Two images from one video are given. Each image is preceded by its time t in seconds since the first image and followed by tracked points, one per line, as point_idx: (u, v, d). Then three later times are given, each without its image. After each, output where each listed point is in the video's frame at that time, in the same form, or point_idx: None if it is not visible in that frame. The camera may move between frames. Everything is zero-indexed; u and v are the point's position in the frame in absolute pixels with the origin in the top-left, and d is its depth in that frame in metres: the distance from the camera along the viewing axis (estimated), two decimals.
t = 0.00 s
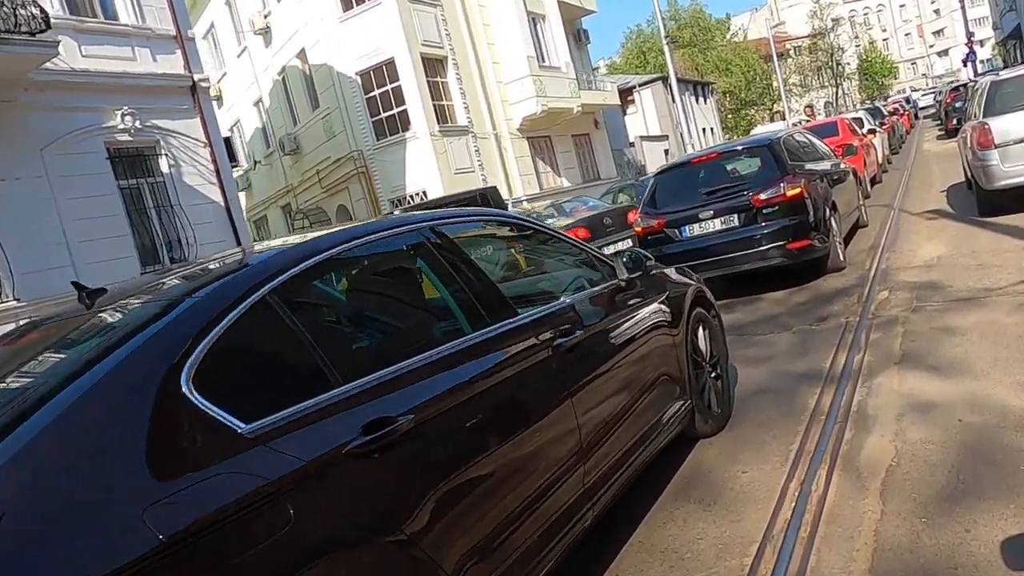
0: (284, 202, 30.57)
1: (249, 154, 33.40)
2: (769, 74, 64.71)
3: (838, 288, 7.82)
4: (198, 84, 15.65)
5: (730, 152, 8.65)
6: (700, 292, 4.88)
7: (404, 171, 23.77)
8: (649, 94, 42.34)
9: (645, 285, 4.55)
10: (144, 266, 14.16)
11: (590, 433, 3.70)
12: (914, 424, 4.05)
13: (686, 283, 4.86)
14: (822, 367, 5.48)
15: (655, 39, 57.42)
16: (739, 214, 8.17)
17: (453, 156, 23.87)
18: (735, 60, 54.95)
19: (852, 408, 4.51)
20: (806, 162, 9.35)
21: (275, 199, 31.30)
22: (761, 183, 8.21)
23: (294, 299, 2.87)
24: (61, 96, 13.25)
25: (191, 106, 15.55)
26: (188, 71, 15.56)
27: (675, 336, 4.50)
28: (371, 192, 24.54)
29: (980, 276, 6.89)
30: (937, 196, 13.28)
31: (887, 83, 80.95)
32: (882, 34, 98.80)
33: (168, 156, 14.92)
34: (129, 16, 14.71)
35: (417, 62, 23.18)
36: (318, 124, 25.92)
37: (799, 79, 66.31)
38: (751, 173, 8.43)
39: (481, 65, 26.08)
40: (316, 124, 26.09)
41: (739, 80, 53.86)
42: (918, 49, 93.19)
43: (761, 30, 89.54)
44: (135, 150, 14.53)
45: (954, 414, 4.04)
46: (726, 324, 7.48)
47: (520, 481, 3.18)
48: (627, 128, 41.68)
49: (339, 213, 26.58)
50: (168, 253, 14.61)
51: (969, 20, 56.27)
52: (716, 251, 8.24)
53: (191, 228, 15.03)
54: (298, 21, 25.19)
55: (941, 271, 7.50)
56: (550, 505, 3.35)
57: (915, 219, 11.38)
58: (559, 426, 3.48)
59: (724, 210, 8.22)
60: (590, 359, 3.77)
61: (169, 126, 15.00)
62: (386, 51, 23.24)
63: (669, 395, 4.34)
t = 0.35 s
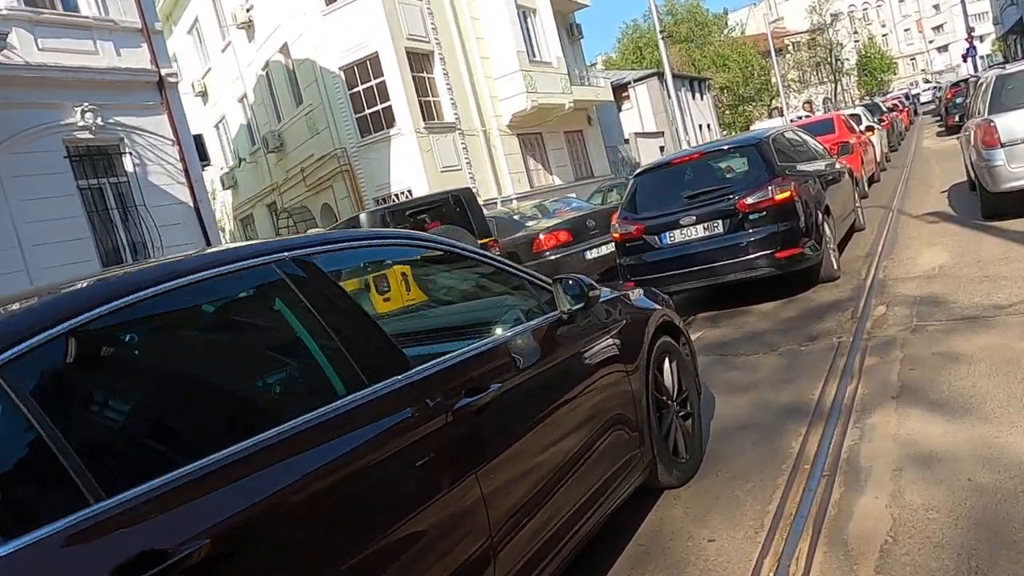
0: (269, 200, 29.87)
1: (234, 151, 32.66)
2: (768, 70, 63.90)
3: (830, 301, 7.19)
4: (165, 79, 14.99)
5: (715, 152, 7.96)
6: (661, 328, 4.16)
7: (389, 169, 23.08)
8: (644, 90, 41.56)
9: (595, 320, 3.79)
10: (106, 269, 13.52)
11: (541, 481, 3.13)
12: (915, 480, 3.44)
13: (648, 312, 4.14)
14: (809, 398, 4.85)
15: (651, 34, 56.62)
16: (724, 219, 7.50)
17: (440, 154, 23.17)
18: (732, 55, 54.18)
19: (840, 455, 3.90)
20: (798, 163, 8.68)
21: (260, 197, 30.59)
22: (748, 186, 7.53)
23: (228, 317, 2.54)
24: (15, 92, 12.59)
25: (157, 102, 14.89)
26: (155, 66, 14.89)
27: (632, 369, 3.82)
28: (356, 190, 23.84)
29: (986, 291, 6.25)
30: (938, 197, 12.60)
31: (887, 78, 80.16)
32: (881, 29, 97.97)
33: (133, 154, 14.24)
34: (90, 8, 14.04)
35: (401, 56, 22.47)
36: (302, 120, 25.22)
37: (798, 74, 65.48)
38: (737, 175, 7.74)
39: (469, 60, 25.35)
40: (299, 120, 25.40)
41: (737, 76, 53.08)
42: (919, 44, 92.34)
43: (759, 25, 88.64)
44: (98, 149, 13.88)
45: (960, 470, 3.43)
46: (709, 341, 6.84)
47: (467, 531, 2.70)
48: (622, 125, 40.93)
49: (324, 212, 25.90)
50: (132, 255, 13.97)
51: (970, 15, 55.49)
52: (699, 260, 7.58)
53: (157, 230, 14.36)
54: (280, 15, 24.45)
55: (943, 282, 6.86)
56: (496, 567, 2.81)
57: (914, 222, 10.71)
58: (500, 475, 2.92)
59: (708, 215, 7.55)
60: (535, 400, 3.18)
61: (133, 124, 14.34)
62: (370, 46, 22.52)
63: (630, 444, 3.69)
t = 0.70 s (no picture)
0: (257, 197, 29.26)
1: (222, 148, 32.04)
2: (768, 65, 63.13)
3: (819, 323, 6.59)
4: (133, 74, 14.39)
5: (697, 157, 7.36)
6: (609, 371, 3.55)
7: (376, 168, 22.45)
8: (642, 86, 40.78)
9: (522, 379, 3.09)
10: (68, 274, 12.95)
11: (480, 546, 2.61)
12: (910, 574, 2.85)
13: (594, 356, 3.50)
14: (789, 445, 4.26)
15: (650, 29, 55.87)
16: (705, 231, 6.89)
17: (427, 152, 22.53)
18: (732, 51, 53.43)
19: (820, 528, 3.31)
20: (788, 169, 8.06)
21: (248, 194, 30.00)
22: (731, 195, 6.92)
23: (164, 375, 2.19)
24: None
25: (124, 99, 14.30)
26: (123, 60, 14.29)
27: (570, 426, 3.18)
28: (342, 189, 23.22)
29: (991, 315, 5.63)
30: (939, 202, 11.97)
31: (889, 74, 79.35)
32: (884, 25, 97.10)
33: (98, 153, 13.62)
34: None
35: (387, 51, 21.80)
36: (287, 116, 24.60)
37: (799, 70, 64.70)
38: (721, 181, 7.12)
39: (459, 55, 24.67)
40: (285, 117, 24.78)
41: (736, 72, 52.33)
42: (921, 40, 91.45)
43: (760, 20, 87.77)
44: (60, 147, 13.27)
45: (962, 559, 2.86)
46: (687, 365, 6.26)
47: None
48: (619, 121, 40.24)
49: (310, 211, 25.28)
50: (96, 259, 13.39)
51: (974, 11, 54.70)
52: (678, 275, 6.97)
53: (122, 233, 13.77)
54: (265, 8, 23.77)
55: (941, 304, 6.27)
56: None
57: (913, 229, 10.09)
58: (438, 536, 2.46)
59: (687, 227, 6.94)
60: (458, 467, 2.63)
61: (99, 121, 13.73)
62: (355, 40, 21.87)
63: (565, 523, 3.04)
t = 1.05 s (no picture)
0: (245, 193, 28.65)
1: (210, 143, 31.45)
2: (770, 60, 62.31)
3: (800, 340, 5.97)
4: (97, 67, 13.81)
5: (672, 157, 6.73)
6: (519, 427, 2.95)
7: (361, 164, 21.82)
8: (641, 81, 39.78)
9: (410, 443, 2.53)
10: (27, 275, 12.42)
11: None
12: None
13: (496, 410, 2.87)
14: (749, 497, 3.64)
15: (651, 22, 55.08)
16: (677, 238, 6.27)
17: (414, 148, 21.89)
18: (733, 45, 52.62)
19: None
20: (772, 168, 7.43)
21: (236, 191, 29.42)
22: (706, 198, 6.30)
23: None
24: None
25: (88, 93, 13.73)
26: (87, 53, 13.71)
27: (459, 502, 2.55)
28: (327, 185, 22.60)
29: (990, 337, 4.99)
30: (938, 202, 11.33)
31: (893, 69, 78.46)
32: (889, 19, 96.14)
33: (59, 150, 13.06)
34: None
35: (373, 44, 21.16)
36: (272, 111, 24.01)
37: (802, 64, 63.83)
38: (696, 183, 6.50)
39: (448, 48, 24.01)
40: (270, 111, 24.19)
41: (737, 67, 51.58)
42: (926, 34, 90.43)
43: (763, 13, 86.86)
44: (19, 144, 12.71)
45: None
46: (653, 389, 5.65)
47: None
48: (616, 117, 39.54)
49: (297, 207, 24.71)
50: (58, 260, 12.86)
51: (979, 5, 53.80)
52: (648, 286, 6.37)
53: (86, 233, 13.23)
54: None
55: (933, 321, 5.65)
56: None
57: (910, 232, 9.43)
58: None
59: (658, 233, 6.33)
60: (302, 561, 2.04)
61: (60, 116, 13.17)
62: (339, 32, 21.24)
63: None
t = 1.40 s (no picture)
0: (233, 191, 28.03)
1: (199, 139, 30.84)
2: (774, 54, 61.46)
3: (784, 364, 5.36)
4: (62, 60, 13.24)
5: (647, 157, 6.10)
6: (411, 499, 2.52)
7: (348, 161, 21.18)
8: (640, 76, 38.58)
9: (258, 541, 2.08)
10: None
11: None
12: None
13: (375, 485, 2.42)
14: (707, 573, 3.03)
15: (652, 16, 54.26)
16: (650, 249, 5.65)
17: (402, 145, 21.24)
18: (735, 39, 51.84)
19: None
20: (758, 172, 6.81)
21: (224, 188, 28.84)
22: (681, 205, 5.67)
23: None
24: None
25: (53, 88, 13.15)
26: (51, 46, 13.14)
27: None
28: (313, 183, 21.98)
29: (997, 367, 4.38)
30: (942, 204, 10.69)
31: (898, 65, 77.56)
32: (894, 14, 95.06)
33: (20, 146, 12.50)
34: None
35: (359, 37, 20.52)
36: (257, 106, 23.40)
37: (806, 59, 62.94)
38: (671, 187, 5.87)
39: (439, 42, 23.32)
40: (256, 107, 23.57)
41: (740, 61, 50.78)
42: (931, 29, 89.40)
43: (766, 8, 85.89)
44: None
45: None
46: (618, 420, 5.05)
47: None
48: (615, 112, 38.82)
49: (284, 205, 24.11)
50: (19, 263, 12.31)
51: None
52: (619, 300, 5.76)
53: (49, 234, 12.68)
54: None
55: (933, 344, 5.04)
56: None
57: (912, 238, 8.79)
58: None
59: (629, 243, 5.70)
60: None
61: (21, 112, 12.61)
62: (325, 26, 20.63)
63: None
